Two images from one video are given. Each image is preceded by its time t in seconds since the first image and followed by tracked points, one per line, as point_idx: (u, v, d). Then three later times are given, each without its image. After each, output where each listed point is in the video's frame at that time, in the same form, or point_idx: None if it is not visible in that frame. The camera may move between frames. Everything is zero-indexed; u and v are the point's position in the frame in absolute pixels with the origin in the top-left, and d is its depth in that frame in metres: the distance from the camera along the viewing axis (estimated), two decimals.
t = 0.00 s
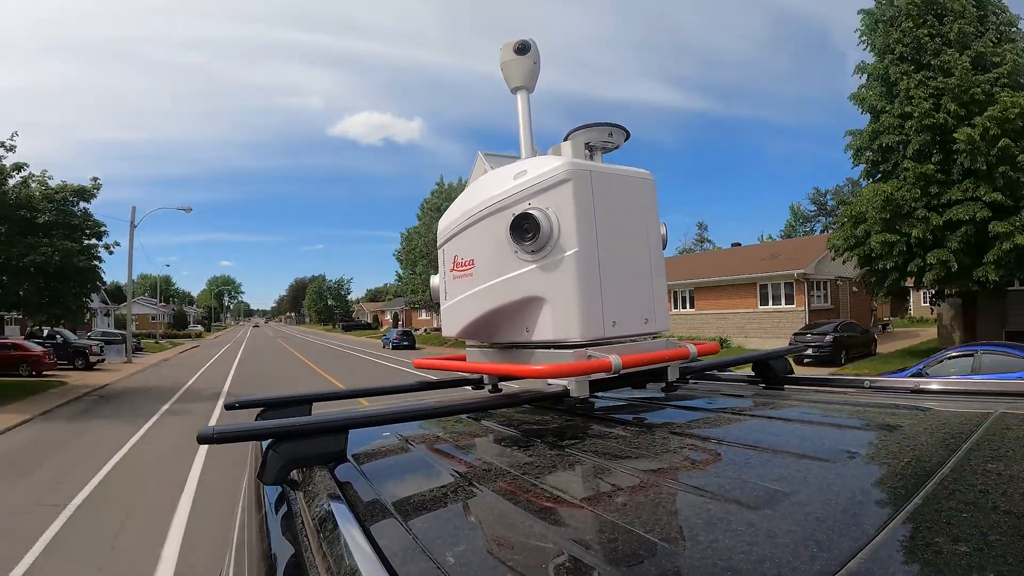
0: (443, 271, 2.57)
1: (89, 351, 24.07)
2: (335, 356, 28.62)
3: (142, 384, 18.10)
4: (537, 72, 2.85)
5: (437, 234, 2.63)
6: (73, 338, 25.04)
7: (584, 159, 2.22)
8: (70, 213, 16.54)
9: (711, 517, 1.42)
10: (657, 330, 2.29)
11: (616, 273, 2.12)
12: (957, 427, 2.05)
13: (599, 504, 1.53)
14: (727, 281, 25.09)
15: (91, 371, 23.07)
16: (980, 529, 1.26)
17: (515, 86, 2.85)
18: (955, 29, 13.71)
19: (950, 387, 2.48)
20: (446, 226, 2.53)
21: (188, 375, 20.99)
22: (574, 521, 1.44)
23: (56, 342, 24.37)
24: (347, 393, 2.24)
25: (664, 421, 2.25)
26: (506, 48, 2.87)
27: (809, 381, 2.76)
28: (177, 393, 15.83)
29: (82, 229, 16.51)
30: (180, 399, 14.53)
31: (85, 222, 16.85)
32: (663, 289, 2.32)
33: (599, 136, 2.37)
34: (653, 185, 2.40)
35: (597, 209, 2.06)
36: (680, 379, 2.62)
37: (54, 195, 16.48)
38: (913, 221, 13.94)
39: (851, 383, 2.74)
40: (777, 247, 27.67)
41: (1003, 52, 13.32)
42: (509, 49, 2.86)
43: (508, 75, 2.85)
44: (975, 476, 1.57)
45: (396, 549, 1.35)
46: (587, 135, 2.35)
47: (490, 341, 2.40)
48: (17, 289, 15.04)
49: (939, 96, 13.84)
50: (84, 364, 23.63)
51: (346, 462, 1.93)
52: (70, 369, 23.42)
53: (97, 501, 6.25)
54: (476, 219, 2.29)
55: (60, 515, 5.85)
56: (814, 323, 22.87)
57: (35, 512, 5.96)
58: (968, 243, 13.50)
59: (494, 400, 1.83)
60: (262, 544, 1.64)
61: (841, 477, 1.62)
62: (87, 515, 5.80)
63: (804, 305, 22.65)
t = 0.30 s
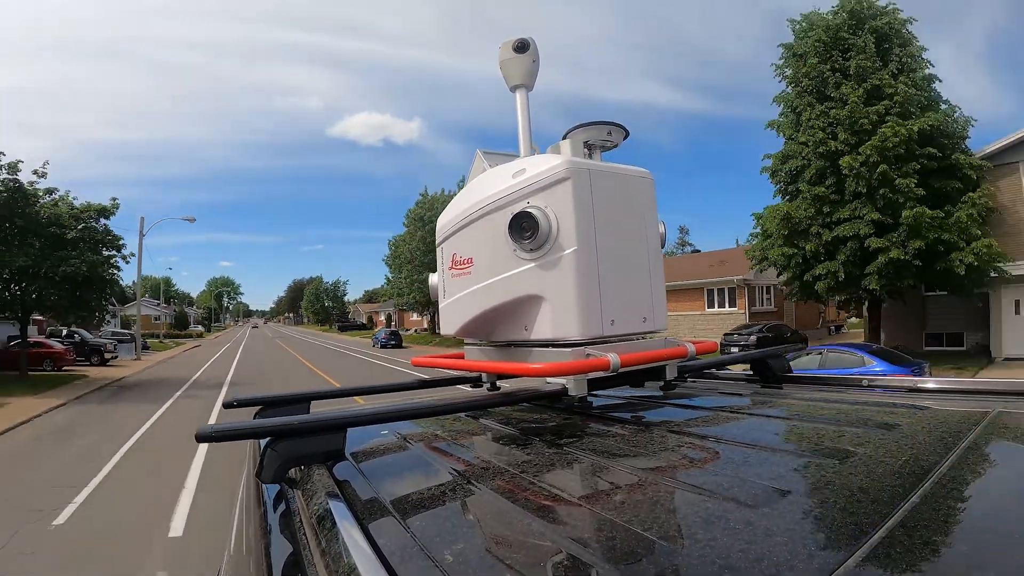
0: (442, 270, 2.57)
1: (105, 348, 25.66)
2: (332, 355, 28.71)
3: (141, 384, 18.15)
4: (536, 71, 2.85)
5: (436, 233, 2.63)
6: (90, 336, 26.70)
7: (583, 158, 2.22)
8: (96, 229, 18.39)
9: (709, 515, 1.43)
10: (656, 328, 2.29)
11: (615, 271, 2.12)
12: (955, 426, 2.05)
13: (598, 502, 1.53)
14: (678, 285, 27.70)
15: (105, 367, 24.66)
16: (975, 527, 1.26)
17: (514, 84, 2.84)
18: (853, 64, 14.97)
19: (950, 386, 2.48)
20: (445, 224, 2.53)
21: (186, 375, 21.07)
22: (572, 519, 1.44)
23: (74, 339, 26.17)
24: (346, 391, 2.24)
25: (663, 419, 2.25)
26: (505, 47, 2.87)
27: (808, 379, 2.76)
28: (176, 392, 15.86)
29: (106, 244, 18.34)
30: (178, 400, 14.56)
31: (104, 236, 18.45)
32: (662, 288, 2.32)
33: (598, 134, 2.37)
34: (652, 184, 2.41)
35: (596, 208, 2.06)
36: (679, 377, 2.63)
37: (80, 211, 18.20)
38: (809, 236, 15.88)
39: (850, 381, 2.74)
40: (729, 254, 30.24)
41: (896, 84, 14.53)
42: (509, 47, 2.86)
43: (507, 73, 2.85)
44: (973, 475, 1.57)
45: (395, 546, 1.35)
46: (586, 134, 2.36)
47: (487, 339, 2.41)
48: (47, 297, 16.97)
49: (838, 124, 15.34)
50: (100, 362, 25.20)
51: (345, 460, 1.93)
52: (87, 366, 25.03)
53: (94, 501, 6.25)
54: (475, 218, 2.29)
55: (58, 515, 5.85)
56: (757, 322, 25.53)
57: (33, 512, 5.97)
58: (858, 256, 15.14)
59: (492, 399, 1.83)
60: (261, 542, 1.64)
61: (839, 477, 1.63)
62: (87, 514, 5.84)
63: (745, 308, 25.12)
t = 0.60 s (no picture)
0: (441, 268, 2.57)
1: (118, 347, 26.90)
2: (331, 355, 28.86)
3: (140, 383, 18.18)
4: (535, 69, 2.85)
5: (434, 231, 2.63)
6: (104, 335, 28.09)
7: (581, 156, 2.22)
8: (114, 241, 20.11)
9: (707, 512, 1.43)
10: (653, 326, 2.29)
11: (613, 270, 2.12)
12: (953, 425, 2.06)
13: (596, 500, 1.53)
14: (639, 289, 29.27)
15: (119, 364, 25.78)
16: (972, 525, 1.27)
17: (512, 82, 2.84)
18: (767, 95, 17.47)
19: (946, 385, 2.49)
20: (443, 222, 2.53)
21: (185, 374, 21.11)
22: (571, 517, 1.44)
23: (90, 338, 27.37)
24: (344, 390, 2.24)
25: (662, 418, 2.25)
26: (503, 45, 2.87)
27: (806, 378, 2.77)
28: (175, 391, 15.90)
29: (123, 255, 20.10)
30: (178, 398, 14.60)
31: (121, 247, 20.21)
32: (660, 286, 2.33)
33: (596, 132, 2.37)
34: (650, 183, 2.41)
35: (594, 206, 2.07)
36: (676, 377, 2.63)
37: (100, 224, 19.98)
38: (725, 250, 18.38)
39: (847, 380, 2.75)
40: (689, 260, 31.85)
41: (804, 113, 17.04)
42: (507, 45, 2.86)
43: (505, 72, 2.85)
44: (972, 474, 1.57)
45: (393, 544, 1.35)
46: (585, 132, 2.36)
47: (486, 338, 2.41)
48: (71, 301, 18.69)
49: (751, 151, 17.79)
50: (115, 360, 26.44)
51: (343, 458, 1.93)
52: (101, 363, 26.29)
53: (94, 497, 6.26)
54: (474, 215, 2.29)
55: (56, 511, 5.87)
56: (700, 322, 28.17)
57: (32, 509, 5.97)
58: (764, 267, 17.56)
59: (491, 396, 1.83)
60: (259, 541, 1.63)
61: (838, 474, 1.63)
62: (83, 512, 5.83)
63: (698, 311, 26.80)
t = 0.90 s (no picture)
0: (439, 266, 2.57)
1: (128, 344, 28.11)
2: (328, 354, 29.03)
3: (140, 382, 18.24)
4: (533, 66, 2.85)
5: (433, 228, 2.63)
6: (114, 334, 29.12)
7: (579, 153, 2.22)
8: (129, 249, 21.45)
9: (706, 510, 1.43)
10: (652, 324, 2.29)
11: (610, 268, 2.12)
12: (951, 422, 2.06)
13: (594, 497, 1.53)
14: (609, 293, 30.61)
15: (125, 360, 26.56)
16: (971, 522, 1.27)
17: (510, 79, 2.84)
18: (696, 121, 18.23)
19: (942, 382, 2.50)
20: (442, 219, 2.53)
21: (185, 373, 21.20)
22: (569, 514, 1.44)
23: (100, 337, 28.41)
24: (343, 387, 2.24)
25: (661, 415, 2.25)
26: (502, 42, 2.87)
27: (804, 374, 2.77)
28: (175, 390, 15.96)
29: (136, 261, 21.43)
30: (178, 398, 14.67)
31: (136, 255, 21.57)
32: (659, 283, 2.33)
33: (595, 130, 2.38)
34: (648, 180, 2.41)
35: (592, 204, 2.07)
36: (675, 374, 2.64)
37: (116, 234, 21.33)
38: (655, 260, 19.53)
39: (845, 377, 2.76)
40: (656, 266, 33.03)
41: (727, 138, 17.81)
42: (505, 42, 2.86)
43: (504, 68, 2.85)
44: (970, 471, 1.57)
45: (392, 541, 1.35)
46: (583, 129, 2.36)
47: (484, 335, 2.41)
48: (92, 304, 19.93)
49: (679, 172, 18.69)
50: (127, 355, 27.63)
51: (341, 456, 1.93)
52: (115, 358, 27.49)
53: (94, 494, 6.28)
54: (472, 212, 2.29)
55: (56, 507, 5.87)
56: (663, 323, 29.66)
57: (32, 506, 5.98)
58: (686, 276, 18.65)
59: (490, 394, 1.83)
60: (259, 539, 1.64)
61: (837, 472, 1.63)
62: (83, 508, 5.83)
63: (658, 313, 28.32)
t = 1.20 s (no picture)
0: (438, 265, 2.57)
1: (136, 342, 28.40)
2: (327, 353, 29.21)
3: (142, 377, 18.31)
4: (531, 65, 2.85)
5: (431, 227, 2.63)
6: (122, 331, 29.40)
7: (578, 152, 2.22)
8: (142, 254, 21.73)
9: (706, 509, 1.43)
10: (651, 322, 2.29)
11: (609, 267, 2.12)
12: (949, 421, 2.06)
13: (594, 496, 1.53)
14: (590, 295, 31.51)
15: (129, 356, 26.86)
16: (968, 519, 1.27)
17: (509, 78, 2.84)
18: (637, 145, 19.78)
19: (941, 381, 2.50)
20: (440, 218, 2.53)
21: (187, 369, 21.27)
22: (568, 514, 1.44)
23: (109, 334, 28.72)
24: (342, 386, 2.24)
25: (660, 414, 2.25)
26: (500, 41, 2.87)
27: (803, 373, 2.77)
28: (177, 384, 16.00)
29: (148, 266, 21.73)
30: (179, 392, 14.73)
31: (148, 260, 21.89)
32: (658, 282, 2.33)
33: (593, 129, 2.38)
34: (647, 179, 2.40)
35: (590, 204, 2.07)
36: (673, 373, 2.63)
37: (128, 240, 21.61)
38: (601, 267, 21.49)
39: (843, 376, 2.76)
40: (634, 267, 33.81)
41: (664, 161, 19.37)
42: (504, 41, 2.86)
43: (503, 67, 2.85)
44: (968, 470, 1.57)
45: (391, 540, 1.35)
46: (582, 128, 2.36)
47: (483, 334, 2.41)
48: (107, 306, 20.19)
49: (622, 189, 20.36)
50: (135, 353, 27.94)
51: (340, 455, 1.93)
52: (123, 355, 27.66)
53: (95, 490, 6.30)
54: (471, 211, 2.29)
55: (57, 505, 5.89)
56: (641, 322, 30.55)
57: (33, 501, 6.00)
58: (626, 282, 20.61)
59: (489, 393, 1.83)
60: (258, 538, 1.64)
61: (836, 470, 1.62)
62: (84, 505, 5.83)
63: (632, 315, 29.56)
